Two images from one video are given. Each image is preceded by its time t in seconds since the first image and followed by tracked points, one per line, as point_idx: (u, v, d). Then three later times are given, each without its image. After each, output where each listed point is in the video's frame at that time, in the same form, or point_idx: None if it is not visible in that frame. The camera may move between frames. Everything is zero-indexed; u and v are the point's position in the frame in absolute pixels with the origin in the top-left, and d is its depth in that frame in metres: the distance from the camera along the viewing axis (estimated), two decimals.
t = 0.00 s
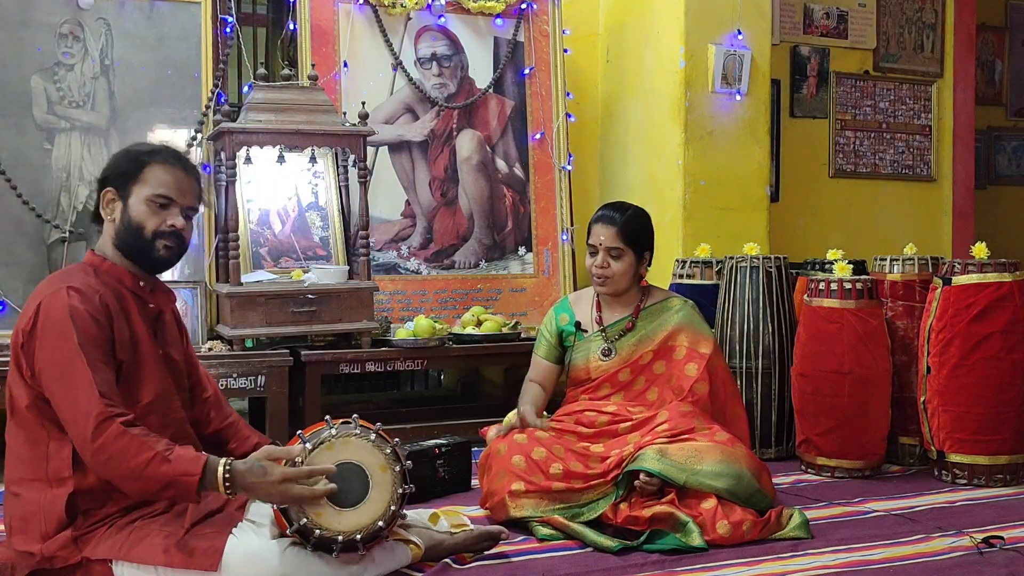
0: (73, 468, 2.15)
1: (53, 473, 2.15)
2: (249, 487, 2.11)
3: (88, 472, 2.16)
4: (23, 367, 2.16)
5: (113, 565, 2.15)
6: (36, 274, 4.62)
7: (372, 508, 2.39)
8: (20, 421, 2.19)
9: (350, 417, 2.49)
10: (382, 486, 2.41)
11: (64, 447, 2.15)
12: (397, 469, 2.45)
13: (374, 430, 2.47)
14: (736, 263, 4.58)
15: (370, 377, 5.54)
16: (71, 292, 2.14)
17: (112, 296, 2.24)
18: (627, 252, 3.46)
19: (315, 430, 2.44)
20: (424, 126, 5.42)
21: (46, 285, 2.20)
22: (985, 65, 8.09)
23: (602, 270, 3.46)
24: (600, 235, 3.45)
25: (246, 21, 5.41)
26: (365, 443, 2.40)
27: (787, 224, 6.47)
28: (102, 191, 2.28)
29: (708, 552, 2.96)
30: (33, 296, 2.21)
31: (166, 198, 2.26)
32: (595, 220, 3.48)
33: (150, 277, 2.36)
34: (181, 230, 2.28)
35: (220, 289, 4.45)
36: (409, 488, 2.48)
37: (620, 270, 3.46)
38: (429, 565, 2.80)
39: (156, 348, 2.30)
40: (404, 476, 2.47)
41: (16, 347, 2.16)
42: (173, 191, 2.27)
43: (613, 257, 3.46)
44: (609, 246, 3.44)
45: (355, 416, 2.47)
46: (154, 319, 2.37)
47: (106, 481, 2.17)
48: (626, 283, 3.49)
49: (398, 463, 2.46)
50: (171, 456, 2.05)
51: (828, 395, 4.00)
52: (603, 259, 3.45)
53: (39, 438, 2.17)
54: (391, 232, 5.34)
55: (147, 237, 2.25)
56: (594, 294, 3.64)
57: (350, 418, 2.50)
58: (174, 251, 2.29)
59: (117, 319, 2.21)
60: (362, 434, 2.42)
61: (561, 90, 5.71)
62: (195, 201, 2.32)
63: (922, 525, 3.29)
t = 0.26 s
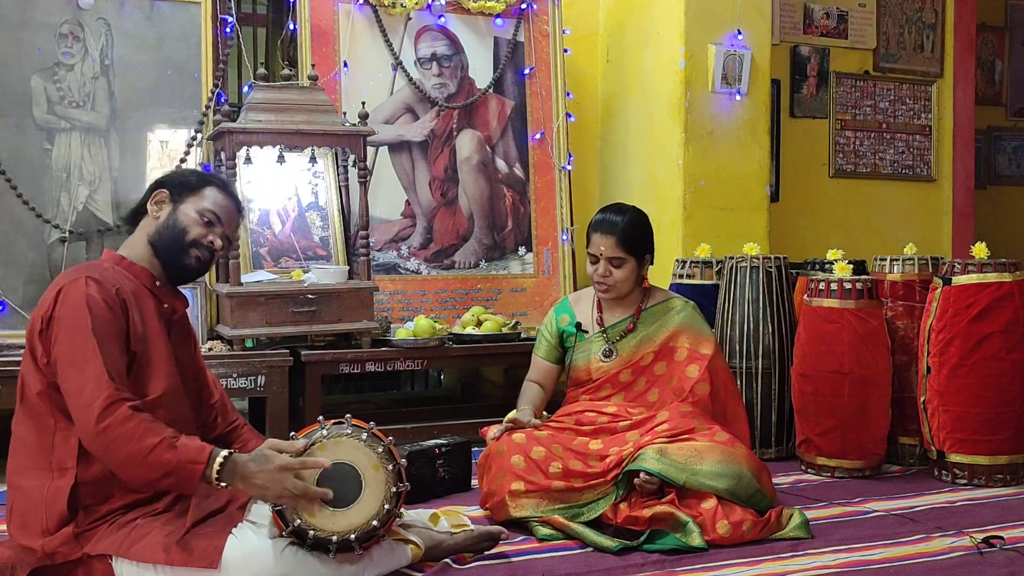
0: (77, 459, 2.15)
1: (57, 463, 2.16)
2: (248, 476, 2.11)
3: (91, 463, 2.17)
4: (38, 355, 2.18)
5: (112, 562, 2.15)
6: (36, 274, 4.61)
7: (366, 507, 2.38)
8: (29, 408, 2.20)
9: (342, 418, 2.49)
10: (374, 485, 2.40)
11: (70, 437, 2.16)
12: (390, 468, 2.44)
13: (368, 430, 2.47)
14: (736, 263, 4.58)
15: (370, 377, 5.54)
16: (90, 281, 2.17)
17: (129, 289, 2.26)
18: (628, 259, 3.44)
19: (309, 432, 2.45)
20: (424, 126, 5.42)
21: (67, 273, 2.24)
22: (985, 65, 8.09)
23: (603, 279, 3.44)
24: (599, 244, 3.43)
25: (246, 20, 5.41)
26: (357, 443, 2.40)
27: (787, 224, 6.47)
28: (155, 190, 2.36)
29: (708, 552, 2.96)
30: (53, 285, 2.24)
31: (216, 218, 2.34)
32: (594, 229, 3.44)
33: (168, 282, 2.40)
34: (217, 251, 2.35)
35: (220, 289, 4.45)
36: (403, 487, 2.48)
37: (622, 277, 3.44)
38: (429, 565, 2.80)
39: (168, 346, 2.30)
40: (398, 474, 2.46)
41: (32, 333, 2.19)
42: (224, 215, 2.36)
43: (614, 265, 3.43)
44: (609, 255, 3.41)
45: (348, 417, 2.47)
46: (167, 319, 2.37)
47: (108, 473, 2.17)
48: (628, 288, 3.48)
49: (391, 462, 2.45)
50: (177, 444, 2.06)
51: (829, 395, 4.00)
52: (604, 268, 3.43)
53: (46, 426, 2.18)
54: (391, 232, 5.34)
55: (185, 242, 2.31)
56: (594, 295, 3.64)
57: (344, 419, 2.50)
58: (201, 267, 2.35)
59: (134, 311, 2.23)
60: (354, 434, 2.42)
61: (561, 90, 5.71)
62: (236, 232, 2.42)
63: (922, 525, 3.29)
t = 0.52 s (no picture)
0: (83, 452, 2.16)
1: (63, 455, 2.16)
2: (258, 458, 2.15)
3: (97, 458, 2.18)
4: (51, 344, 2.18)
5: (113, 560, 2.15)
6: (36, 274, 4.61)
7: (367, 507, 2.38)
8: (39, 400, 2.20)
9: (343, 418, 2.48)
10: (375, 485, 2.40)
11: (78, 429, 2.17)
12: (391, 467, 2.44)
13: (369, 429, 2.47)
14: (736, 263, 4.58)
15: (370, 377, 5.54)
16: (108, 269, 2.20)
17: (146, 280, 2.28)
18: (630, 262, 3.43)
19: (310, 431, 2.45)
20: (424, 126, 5.42)
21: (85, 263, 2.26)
22: (985, 65, 8.09)
23: (604, 282, 3.44)
24: (601, 248, 3.41)
25: (246, 20, 5.41)
26: (358, 443, 2.39)
27: (787, 224, 6.47)
28: (166, 196, 2.39)
29: (708, 552, 2.96)
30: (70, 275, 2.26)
31: (226, 225, 2.39)
32: (595, 232, 3.43)
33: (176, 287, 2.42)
34: (226, 258, 2.39)
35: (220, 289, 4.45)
36: (404, 486, 2.48)
37: (623, 280, 3.43)
38: (429, 565, 2.80)
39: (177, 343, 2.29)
40: (398, 474, 2.46)
41: (46, 323, 2.20)
42: (233, 223, 2.41)
43: (616, 268, 3.43)
44: (611, 259, 3.40)
45: (349, 417, 2.47)
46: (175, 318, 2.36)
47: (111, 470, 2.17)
48: (629, 291, 3.48)
49: (393, 462, 2.45)
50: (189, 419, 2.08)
51: (829, 395, 3.99)
52: (606, 271, 3.42)
53: (54, 417, 2.18)
54: (391, 232, 5.34)
55: (196, 247, 2.35)
56: (595, 295, 3.64)
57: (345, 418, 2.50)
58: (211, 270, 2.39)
59: (149, 303, 2.24)
60: (355, 434, 2.42)
61: (561, 90, 5.71)
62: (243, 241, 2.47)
63: (922, 525, 3.29)
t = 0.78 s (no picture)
0: (84, 452, 2.17)
1: (64, 454, 2.17)
2: (250, 465, 2.12)
3: (98, 457, 2.18)
4: (50, 341, 2.19)
5: (113, 560, 2.15)
6: (36, 274, 4.61)
7: (365, 507, 2.38)
8: (38, 398, 2.19)
9: (343, 418, 2.48)
10: (374, 485, 2.40)
11: (78, 430, 2.17)
12: (390, 467, 2.43)
13: (368, 429, 2.47)
14: (736, 263, 4.58)
15: (370, 377, 5.54)
16: (108, 268, 2.20)
17: (146, 280, 2.28)
18: (629, 259, 3.43)
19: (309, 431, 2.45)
20: (424, 126, 5.42)
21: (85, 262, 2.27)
22: (985, 65, 8.09)
23: (604, 279, 3.43)
24: (601, 244, 3.41)
25: (246, 20, 5.41)
26: (357, 442, 2.39)
27: (787, 224, 6.47)
28: (154, 194, 2.37)
29: (708, 552, 2.96)
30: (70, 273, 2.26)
31: (217, 219, 2.37)
32: (595, 229, 3.43)
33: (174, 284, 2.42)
34: (219, 252, 2.39)
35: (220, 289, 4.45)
36: (403, 486, 2.48)
37: (623, 278, 3.43)
38: (429, 565, 2.80)
39: (178, 341, 2.30)
40: (397, 474, 2.46)
41: (46, 320, 2.20)
42: (224, 216, 2.39)
43: (616, 266, 3.43)
44: (611, 256, 3.40)
45: (349, 417, 2.47)
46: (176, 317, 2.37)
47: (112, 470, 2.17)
48: (628, 290, 3.48)
49: (391, 462, 2.45)
50: (179, 425, 2.05)
51: (829, 395, 4.00)
52: (606, 269, 3.42)
53: (54, 416, 2.18)
54: (391, 232, 5.34)
55: (189, 244, 2.34)
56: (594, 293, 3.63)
57: (344, 418, 2.50)
58: (207, 265, 2.39)
59: (149, 302, 2.24)
60: (354, 434, 2.41)
61: (561, 90, 5.71)
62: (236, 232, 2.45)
63: (922, 525, 3.29)
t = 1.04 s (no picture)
0: (81, 453, 2.16)
1: (62, 457, 2.16)
2: (243, 467, 2.10)
3: (95, 460, 2.17)
4: (42, 347, 2.19)
5: (112, 562, 2.15)
6: (37, 273, 4.61)
7: (366, 508, 2.38)
8: (33, 402, 2.20)
9: (343, 418, 2.48)
10: (375, 485, 2.40)
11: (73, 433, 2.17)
12: (391, 468, 2.44)
13: (369, 429, 2.47)
14: (736, 263, 4.58)
15: (370, 377, 5.53)
16: (97, 273, 2.19)
17: (136, 284, 2.27)
18: (636, 243, 3.49)
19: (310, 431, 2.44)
20: (424, 126, 5.42)
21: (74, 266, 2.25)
22: (985, 65, 8.09)
23: (610, 260, 3.46)
24: (610, 225, 3.47)
25: (246, 20, 5.41)
26: (358, 444, 2.40)
27: (787, 224, 6.47)
28: (123, 197, 2.36)
29: (708, 552, 2.96)
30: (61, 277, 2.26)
31: (184, 194, 2.33)
32: (604, 213, 3.51)
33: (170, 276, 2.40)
34: (201, 222, 2.34)
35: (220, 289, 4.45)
36: (403, 487, 2.47)
37: (629, 260, 3.47)
38: (429, 565, 2.80)
39: (173, 340, 2.30)
40: (398, 475, 2.46)
41: (37, 327, 2.20)
42: (191, 189, 2.34)
43: (623, 248, 3.48)
44: (619, 235, 3.46)
45: (349, 417, 2.47)
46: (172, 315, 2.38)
47: (111, 471, 2.17)
48: (633, 277, 3.50)
49: (392, 462, 2.45)
50: (167, 433, 2.05)
51: (829, 395, 3.99)
52: (613, 249, 3.47)
53: (50, 420, 2.18)
54: (391, 232, 5.34)
55: (169, 230, 2.31)
56: (592, 293, 3.65)
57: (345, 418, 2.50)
58: (196, 242, 2.34)
59: (140, 306, 2.24)
60: (355, 434, 2.42)
61: (561, 90, 5.71)
62: (212, 200, 2.40)
63: (922, 525, 3.29)
